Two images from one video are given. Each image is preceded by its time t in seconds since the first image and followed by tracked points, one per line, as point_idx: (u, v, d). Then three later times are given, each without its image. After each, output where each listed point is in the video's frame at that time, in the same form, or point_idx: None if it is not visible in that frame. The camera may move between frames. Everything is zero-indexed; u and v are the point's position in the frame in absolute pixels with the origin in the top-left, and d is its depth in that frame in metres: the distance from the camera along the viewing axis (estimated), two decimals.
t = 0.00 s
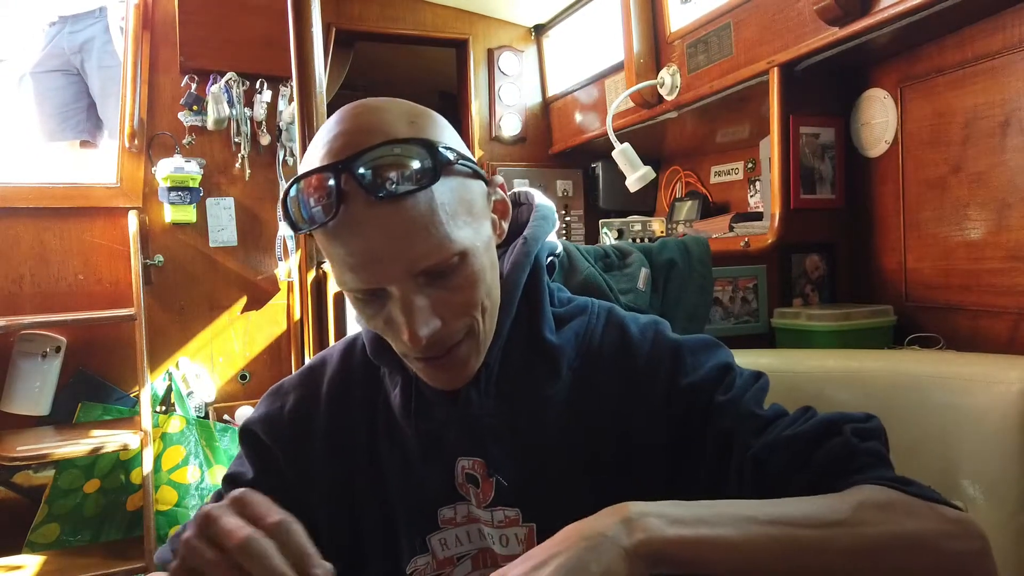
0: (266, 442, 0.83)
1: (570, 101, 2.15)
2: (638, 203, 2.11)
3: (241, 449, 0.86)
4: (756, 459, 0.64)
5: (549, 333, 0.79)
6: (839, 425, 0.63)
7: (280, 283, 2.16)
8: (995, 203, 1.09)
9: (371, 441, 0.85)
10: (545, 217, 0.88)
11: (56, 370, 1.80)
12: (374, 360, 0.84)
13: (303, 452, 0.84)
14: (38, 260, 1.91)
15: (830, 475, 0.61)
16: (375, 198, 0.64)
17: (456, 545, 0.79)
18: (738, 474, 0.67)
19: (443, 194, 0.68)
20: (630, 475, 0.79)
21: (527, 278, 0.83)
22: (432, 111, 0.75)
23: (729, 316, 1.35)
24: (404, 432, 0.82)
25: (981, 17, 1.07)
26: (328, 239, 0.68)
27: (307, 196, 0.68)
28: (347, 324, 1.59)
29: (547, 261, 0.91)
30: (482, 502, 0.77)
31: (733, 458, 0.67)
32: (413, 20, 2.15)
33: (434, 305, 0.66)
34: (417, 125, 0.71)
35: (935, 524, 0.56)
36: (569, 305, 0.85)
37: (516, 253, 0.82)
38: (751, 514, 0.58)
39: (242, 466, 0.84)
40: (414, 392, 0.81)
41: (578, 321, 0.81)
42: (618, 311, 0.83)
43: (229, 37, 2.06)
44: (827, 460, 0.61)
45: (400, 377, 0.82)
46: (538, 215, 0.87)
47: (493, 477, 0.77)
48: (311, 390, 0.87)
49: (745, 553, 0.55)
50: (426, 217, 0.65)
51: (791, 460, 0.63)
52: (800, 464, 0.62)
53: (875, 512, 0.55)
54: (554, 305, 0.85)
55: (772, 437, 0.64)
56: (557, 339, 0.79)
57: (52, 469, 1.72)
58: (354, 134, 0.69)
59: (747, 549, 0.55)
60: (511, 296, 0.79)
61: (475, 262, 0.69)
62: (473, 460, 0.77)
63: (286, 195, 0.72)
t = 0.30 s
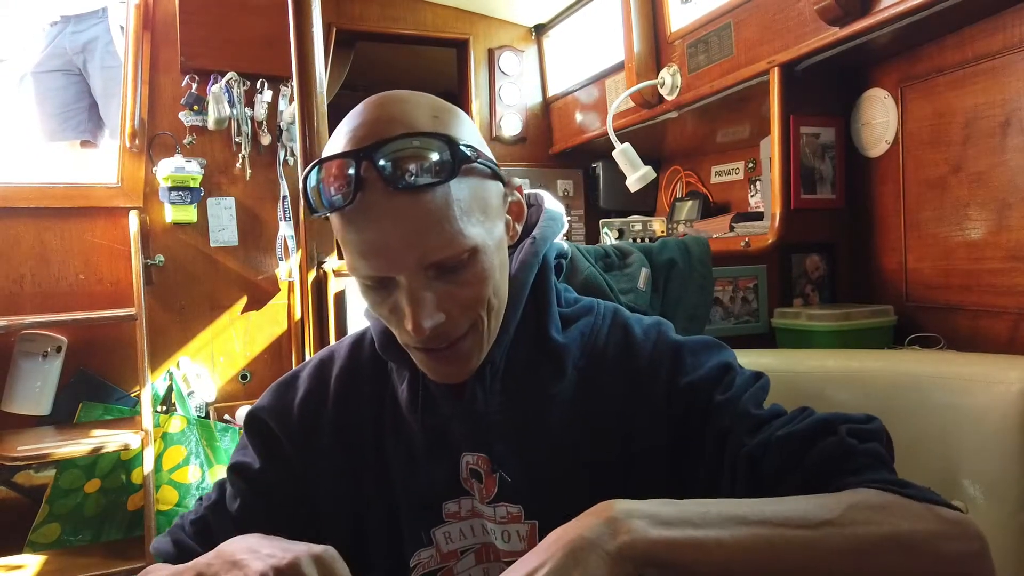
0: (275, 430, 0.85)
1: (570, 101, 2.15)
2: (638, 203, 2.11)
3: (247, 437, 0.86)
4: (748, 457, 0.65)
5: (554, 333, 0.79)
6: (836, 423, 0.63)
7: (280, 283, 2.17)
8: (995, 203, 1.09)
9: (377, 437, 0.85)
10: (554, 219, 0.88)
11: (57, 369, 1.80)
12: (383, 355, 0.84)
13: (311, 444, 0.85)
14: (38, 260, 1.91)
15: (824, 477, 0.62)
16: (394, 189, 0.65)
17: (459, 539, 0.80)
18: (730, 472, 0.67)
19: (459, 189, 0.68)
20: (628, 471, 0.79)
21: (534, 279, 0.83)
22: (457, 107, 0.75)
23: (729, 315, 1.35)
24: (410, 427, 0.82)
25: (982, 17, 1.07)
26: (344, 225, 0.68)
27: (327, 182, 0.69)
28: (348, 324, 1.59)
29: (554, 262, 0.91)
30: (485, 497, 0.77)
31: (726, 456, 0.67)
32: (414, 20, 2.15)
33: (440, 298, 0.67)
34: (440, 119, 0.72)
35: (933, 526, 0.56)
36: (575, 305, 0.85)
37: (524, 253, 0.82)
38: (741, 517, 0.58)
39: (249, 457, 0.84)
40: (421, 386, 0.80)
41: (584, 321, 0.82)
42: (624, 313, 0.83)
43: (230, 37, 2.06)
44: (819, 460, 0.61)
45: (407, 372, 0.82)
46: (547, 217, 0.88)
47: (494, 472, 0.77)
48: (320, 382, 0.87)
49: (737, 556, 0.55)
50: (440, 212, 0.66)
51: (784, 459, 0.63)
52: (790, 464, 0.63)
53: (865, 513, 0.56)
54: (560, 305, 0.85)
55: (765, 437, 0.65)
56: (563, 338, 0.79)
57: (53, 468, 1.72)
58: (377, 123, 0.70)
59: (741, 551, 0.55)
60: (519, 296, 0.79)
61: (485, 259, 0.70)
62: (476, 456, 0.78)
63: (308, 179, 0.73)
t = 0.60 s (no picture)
0: (280, 426, 0.85)
1: (571, 101, 2.14)
2: (639, 202, 2.11)
3: (252, 434, 0.86)
4: (760, 451, 0.65)
5: (555, 333, 0.79)
6: (843, 410, 0.63)
7: (281, 283, 2.17)
8: (996, 202, 1.09)
9: (378, 436, 0.85)
10: (558, 220, 0.87)
11: (58, 369, 1.80)
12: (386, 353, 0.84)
13: (314, 441, 0.85)
14: (39, 259, 1.91)
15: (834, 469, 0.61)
16: (395, 180, 0.66)
17: (458, 537, 0.80)
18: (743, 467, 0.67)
19: (460, 180, 0.68)
20: (630, 470, 0.79)
21: (535, 279, 0.83)
22: (458, 104, 0.75)
23: (730, 315, 1.35)
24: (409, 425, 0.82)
25: (984, 16, 1.07)
26: (345, 217, 0.69)
27: (328, 176, 0.69)
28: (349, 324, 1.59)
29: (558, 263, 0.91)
30: (483, 496, 0.77)
31: (737, 454, 0.68)
32: (414, 20, 2.15)
33: (442, 288, 0.67)
34: (440, 114, 0.72)
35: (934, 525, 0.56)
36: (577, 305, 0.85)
37: (526, 251, 0.82)
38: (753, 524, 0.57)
39: (252, 453, 0.85)
40: (421, 381, 0.80)
41: (585, 322, 0.82)
42: (626, 314, 0.83)
43: (232, 37, 2.06)
44: (827, 451, 0.61)
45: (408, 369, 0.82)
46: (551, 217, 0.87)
47: (493, 472, 0.77)
48: (324, 379, 0.88)
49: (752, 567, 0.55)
50: (439, 202, 0.66)
51: (792, 453, 0.63)
52: (798, 460, 0.62)
53: (884, 504, 0.56)
54: (562, 306, 0.85)
55: (773, 429, 0.64)
56: (564, 338, 0.79)
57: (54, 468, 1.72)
58: (378, 117, 0.70)
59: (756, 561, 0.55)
60: (520, 294, 0.79)
61: (486, 251, 0.70)
62: (474, 456, 0.78)
63: (309, 173, 0.73)
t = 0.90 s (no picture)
0: (285, 422, 0.85)
1: (572, 99, 2.14)
2: (640, 200, 2.11)
3: (257, 430, 0.86)
4: (773, 457, 0.64)
5: (560, 329, 0.79)
6: (855, 422, 0.64)
7: (282, 281, 2.16)
8: (998, 201, 1.09)
9: (383, 432, 0.85)
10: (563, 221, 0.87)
11: (58, 368, 1.79)
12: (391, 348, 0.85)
13: (319, 436, 0.85)
14: (39, 257, 1.90)
15: (844, 477, 0.61)
16: (398, 164, 0.66)
17: (462, 532, 0.79)
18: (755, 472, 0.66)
19: (462, 165, 0.69)
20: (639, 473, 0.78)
21: (542, 275, 0.83)
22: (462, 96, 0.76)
23: (731, 315, 1.33)
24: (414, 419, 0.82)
25: (987, 13, 1.07)
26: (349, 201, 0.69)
27: (334, 162, 0.70)
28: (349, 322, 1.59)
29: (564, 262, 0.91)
30: (487, 490, 0.77)
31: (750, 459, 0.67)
32: (415, 18, 2.14)
33: (445, 271, 0.67)
34: (444, 104, 0.73)
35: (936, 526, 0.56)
36: (582, 304, 0.85)
37: (532, 250, 0.83)
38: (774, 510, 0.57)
39: (258, 448, 0.84)
40: (427, 376, 0.81)
41: (591, 319, 0.81)
42: (632, 314, 0.83)
43: (232, 36, 2.06)
44: (837, 464, 0.61)
45: (414, 362, 0.82)
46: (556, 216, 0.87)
47: (499, 465, 0.76)
48: (330, 375, 0.88)
49: (773, 556, 0.56)
50: (441, 185, 0.67)
51: (805, 463, 0.63)
52: (814, 469, 0.62)
53: (894, 510, 0.56)
54: (568, 304, 0.85)
55: (788, 436, 0.64)
56: (570, 334, 0.79)
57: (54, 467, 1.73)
58: (383, 107, 0.71)
59: (774, 549, 0.56)
60: (525, 291, 0.80)
61: (488, 235, 0.70)
62: (480, 448, 0.77)
63: (316, 162, 0.74)
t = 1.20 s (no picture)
0: (296, 416, 0.84)
1: (571, 96, 2.14)
2: (639, 198, 2.10)
3: (270, 429, 0.85)
4: (782, 449, 0.64)
5: (570, 323, 0.80)
6: (861, 424, 0.64)
7: (280, 278, 2.16)
8: (997, 198, 1.08)
9: (392, 427, 0.84)
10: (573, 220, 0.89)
11: (57, 365, 1.79)
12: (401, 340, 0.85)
13: (331, 429, 0.84)
14: (37, 255, 1.90)
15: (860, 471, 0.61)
16: (417, 132, 0.68)
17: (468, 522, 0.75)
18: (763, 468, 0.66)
19: (477, 139, 0.70)
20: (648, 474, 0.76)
21: (552, 271, 0.83)
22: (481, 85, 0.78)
23: (730, 312, 1.32)
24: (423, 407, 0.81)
25: (987, 10, 1.07)
26: (367, 170, 0.70)
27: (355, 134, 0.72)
28: (348, 319, 1.59)
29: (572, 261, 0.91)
30: (497, 478, 0.75)
31: (758, 456, 0.66)
32: (414, 15, 2.13)
33: (458, 239, 0.67)
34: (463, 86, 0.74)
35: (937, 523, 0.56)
36: (591, 300, 0.85)
37: (543, 245, 0.83)
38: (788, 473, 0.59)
39: (272, 448, 0.82)
40: (437, 366, 0.80)
41: (600, 315, 0.81)
42: (640, 312, 0.83)
43: (230, 34, 2.06)
44: (845, 460, 0.61)
45: (423, 353, 0.82)
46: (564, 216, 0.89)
47: (509, 453, 0.75)
48: (339, 369, 0.88)
49: (792, 515, 0.56)
50: (455, 154, 0.68)
51: (812, 457, 0.62)
52: (823, 462, 0.62)
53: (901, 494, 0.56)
54: (577, 300, 0.85)
55: (798, 432, 0.64)
56: (579, 327, 0.80)
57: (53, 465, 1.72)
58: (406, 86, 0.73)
59: (787, 512, 0.56)
60: (536, 286, 0.80)
61: (501, 210, 0.70)
62: (490, 436, 0.76)
63: (339, 138, 0.76)
